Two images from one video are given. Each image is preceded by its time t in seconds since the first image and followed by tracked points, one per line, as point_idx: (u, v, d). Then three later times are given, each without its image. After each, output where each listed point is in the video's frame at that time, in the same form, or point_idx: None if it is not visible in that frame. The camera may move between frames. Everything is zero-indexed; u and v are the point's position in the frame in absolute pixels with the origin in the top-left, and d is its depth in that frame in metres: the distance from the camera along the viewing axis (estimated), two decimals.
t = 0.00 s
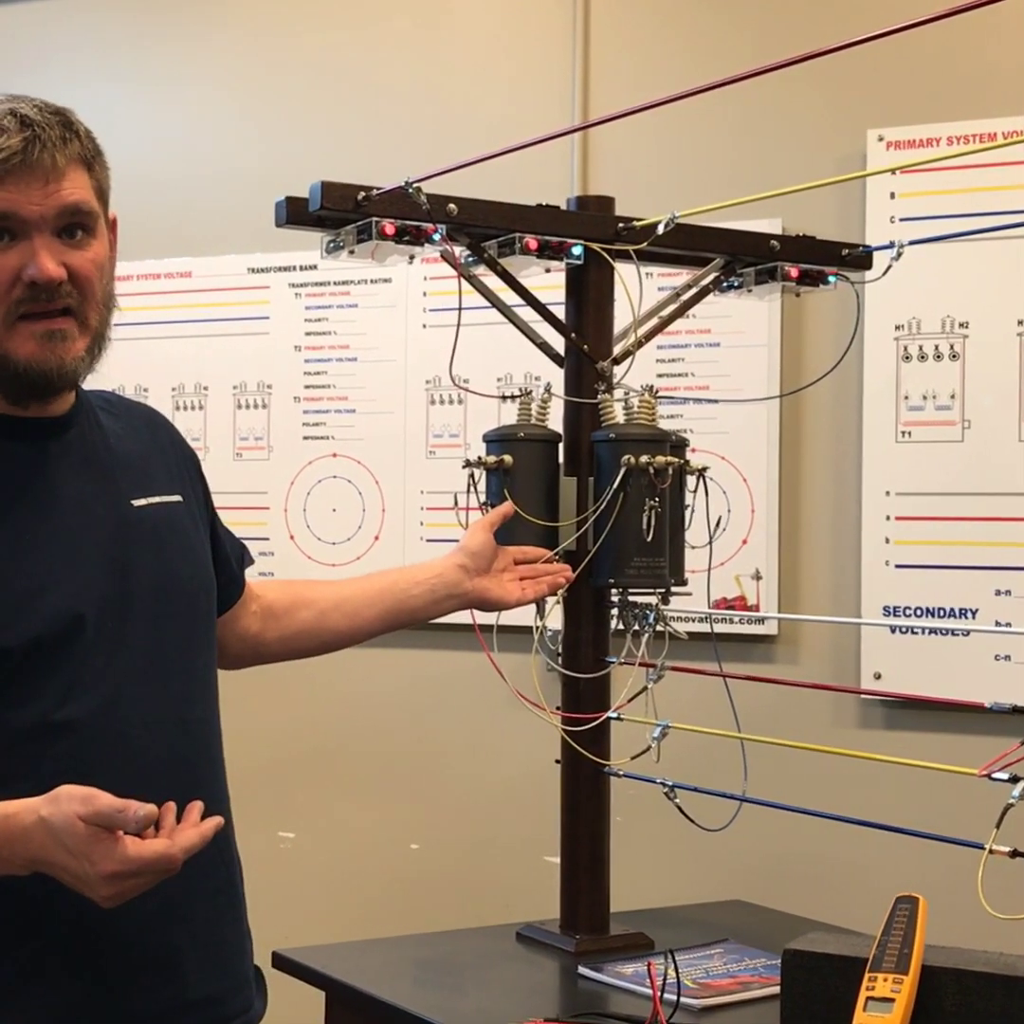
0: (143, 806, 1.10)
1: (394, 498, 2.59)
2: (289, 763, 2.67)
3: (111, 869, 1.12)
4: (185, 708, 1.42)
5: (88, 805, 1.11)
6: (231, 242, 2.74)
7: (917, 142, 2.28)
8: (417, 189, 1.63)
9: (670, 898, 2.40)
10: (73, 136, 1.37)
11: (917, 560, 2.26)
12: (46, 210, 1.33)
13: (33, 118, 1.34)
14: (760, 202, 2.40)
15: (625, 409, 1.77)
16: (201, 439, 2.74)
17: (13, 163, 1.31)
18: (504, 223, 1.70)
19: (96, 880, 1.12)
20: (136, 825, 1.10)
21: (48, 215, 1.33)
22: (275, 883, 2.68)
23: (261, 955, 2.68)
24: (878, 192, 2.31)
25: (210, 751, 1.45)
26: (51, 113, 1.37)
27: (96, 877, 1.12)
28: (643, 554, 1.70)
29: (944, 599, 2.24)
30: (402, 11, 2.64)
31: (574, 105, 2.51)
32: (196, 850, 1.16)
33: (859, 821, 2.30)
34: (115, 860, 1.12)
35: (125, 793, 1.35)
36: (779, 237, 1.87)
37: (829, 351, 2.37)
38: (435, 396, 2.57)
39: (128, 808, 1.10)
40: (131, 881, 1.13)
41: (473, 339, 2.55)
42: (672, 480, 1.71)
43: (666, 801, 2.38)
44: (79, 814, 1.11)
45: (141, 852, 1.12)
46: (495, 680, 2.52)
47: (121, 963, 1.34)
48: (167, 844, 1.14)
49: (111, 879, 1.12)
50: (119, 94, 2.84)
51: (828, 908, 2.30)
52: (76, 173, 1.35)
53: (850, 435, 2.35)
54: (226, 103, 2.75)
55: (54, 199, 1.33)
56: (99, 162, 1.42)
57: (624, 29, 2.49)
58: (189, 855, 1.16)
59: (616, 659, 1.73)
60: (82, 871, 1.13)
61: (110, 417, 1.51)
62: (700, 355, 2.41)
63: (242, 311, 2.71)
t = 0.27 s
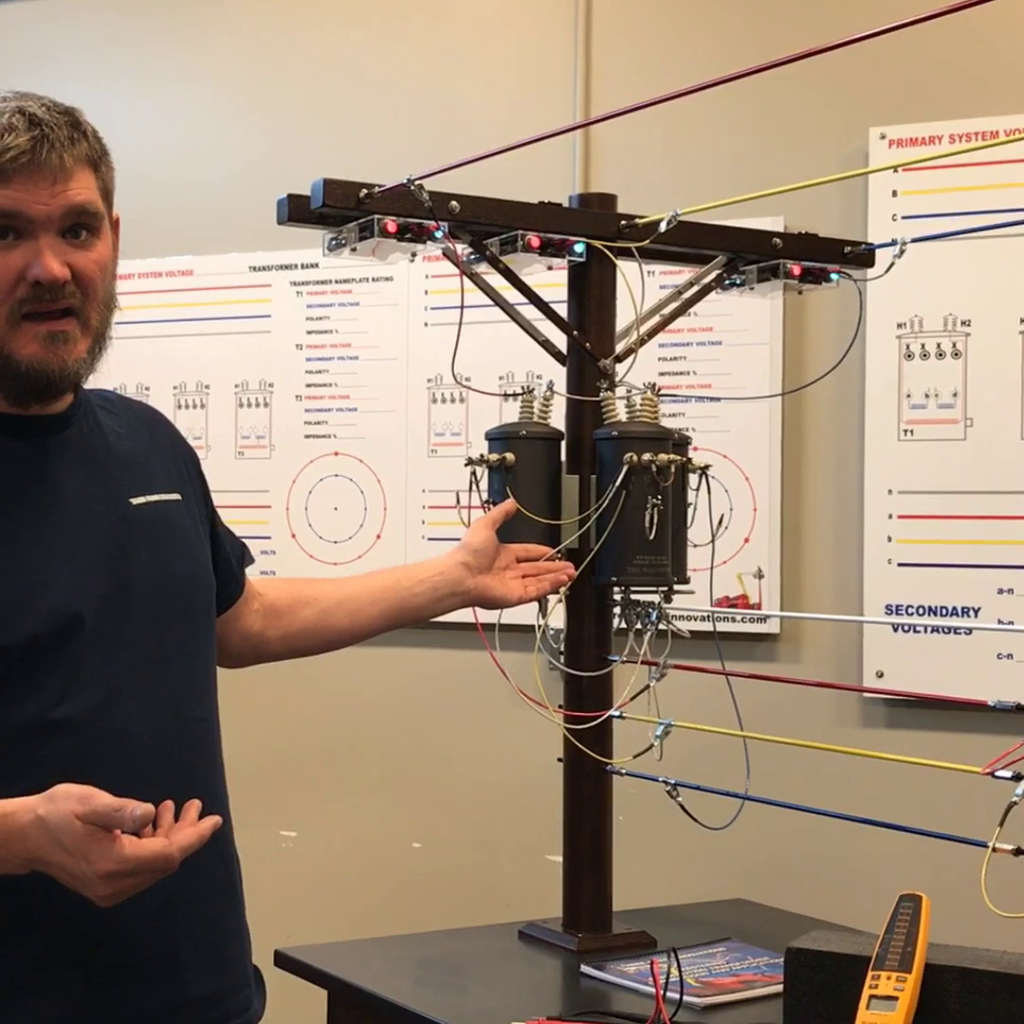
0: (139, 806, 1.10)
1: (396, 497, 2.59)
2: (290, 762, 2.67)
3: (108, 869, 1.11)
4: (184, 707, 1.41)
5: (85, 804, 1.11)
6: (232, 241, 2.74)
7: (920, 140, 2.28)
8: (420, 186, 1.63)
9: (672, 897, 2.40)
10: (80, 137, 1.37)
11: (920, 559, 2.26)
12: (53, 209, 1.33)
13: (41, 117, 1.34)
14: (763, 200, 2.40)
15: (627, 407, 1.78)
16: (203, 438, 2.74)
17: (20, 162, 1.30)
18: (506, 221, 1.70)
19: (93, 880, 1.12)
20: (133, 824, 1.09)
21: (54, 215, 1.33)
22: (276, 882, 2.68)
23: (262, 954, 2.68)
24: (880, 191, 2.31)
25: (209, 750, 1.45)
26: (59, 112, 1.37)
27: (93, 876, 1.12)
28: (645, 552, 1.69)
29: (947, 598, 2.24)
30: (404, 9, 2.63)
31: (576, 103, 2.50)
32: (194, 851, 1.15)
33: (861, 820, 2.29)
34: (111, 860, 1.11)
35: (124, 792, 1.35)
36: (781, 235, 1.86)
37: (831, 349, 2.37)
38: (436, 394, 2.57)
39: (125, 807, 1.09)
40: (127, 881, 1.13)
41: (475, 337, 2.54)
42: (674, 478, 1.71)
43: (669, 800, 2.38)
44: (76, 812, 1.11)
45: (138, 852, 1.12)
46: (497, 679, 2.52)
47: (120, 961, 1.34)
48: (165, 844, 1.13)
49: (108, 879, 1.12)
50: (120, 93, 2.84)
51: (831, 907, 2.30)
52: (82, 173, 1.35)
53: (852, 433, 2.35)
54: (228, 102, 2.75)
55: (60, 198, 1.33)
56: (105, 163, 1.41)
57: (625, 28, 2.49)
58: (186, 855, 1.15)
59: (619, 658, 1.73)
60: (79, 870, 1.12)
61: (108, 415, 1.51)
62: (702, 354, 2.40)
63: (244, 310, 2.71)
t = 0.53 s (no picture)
0: (137, 808, 1.09)
1: (397, 497, 2.59)
2: (291, 762, 2.67)
3: (105, 871, 1.11)
4: (183, 708, 1.41)
5: (83, 805, 1.11)
6: (233, 241, 2.74)
7: (921, 139, 2.28)
8: (421, 186, 1.63)
9: (674, 897, 2.40)
10: (83, 135, 1.37)
11: (922, 559, 2.25)
12: (57, 208, 1.33)
13: (44, 115, 1.33)
14: (764, 200, 2.40)
15: (629, 407, 1.77)
16: (204, 438, 2.74)
17: (24, 159, 1.30)
18: (507, 221, 1.69)
19: (91, 882, 1.12)
20: (131, 826, 1.09)
21: (58, 212, 1.33)
22: (277, 882, 2.67)
23: (264, 955, 2.68)
24: (882, 191, 2.30)
25: (207, 751, 1.45)
26: (61, 110, 1.37)
27: (90, 879, 1.12)
28: (646, 552, 1.69)
29: (948, 598, 2.24)
30: (405, 10, 2.63)
31: (577, 103, 2.50)
32: (192, 853, 1.15)
33: (862, 821, 2.29)
34: (109, 862, 1.11)
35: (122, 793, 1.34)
36: (783, 235, 1.87)
37: (833, 349, 2.37)
38: (437, 394, 2.56)
39: (122, 810, 1.09)
40: (125, 883, 1.12)
41: (476, 337, 2.54)
42: (675, 478, 1.71)
43: (670, 801, 2.37)
44: (74, 814, 1.11)
45: (136, 854, 1.11)
46: (498, 679, 2.52)
47: (119, 962, 1.33)
48: (163, 846, 1.13)
49: (107, 881, 1.12)
50: (120, 93, 2.83)
51: (832, 907, 2.30)
52: (86, 172, 1.35)
53: (853, 433, 2.34)
54: (228, 102, 2.75)
55: (64, 196, 1.33)
56: (106, 162, 1.41)
57: (626, 28, 2.49)
58: (184, 858, 1.15)
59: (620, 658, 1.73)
60: (77, 872, 1.12)
61: (107, 416, 1.51)
62: (703, 354, 2.40)
63: (245, 310, 2.71)
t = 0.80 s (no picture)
0: (137, 810, 1.09)
1: (398, 498, 2.59)
2: (292, 763, 2.67)
3: (105, 873, 1.11)
4: (182, 708, 1.42)
5: (83, 807, 1.11)
6: (233, 241, 2.74)
7: (922, 140, 2.28)
8: (422, 187, 1.63)
9: (675, 897, 2.40)
10: (88, 135, 1.37)
11: (923, 560, 2.25)
12: (62, 208, 1.33)
13: (49, 116, 1.34)
14: (765, 201, 2.40)
15: (629, 408, 1.77)
16: (205, 438, 2.74)
17: (30, 158, 1.30)
18: (508, 221, 1.70)
19: (91, 884, 1.12)
20: (130, 828, 1.09)
21: (63, 212, 1.33)
22: (278, 882, 2.68)
23: (265, 955, 2.68)
24: (883, 191, 2.30)
25: (207, 752, 1.45)
26: (66, 111, 1.37)
27: (90, 880, 1.12)
28: (647, 553, 1.69)
29: (949, 599, 2.24)
30: (406, 11, 2.63)
31: (578, 103, 2.50)
32: (191, 854, 1.15)
33: (863, 821, 2.29)
34: (109, 863, 1.11)
35: (122, 793, 1.35)
36: (784, 235, 1.87)
37: (833, 350, 2.37)
38: (438, 395, 2.57)
39: (122, 812, 1.09)
40: (126, 886, 1.12)
41: (476, 338, 2.54)
42: (676, 479, 1.71)
43: (671, 801, 2.37)
44: (74, 816, 1.11)
45: (135, 856, 1.11)
46: (499, 680, 2.52)
47: (119, 964, 1.34)
48: (162, 847, 1.13)
49: (107, 883, 1.12)
50: (120, 94, 2.84)
51: (833, 908, 2.30)
52: (90, 173, 1.36)
53: (854, 434, 2.34)
54: (229, 102, 2.75)
55: (69, 196, 1.33)
56: (110, 162, 1.42)
57: (627, 29, 2.49)
58: (183, 860, 1.15)
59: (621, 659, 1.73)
60: (76, 874, 1.12)
61: (106, 416, 1.51)
62: (704, 354, 2.40)
63: (246, 310, 2.71)
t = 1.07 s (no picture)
0: (139, 802, 1.09)
1: (399, 498, 2.59)
2: (293, 763, 2.67)
3: (106, 866, 1.11)
4: (181, 706, 1.42)
5: (85, 799, 1.11)
6: (234, 242, 2.74)
7: (923, 141, 2.28)
8: (422, 188, 1.63)
9: (676, 898, 2.40)
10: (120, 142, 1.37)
11: (924, 561, 2.26)
12: (101, 208, 1.31)
13: (88, 120, 1.33)
14: (765, 202, 2.40)
15: (630, 409, 1.77)
16: (206, 438, 2.74)
17: (68, 155, 1.29)
18: (509, 222, 1.70)
19: (92, 877, 1.12)
20: (132, 820, 1.09)
21: (98, 210, 1.31)
22: (279, 883, 2.68)
23: (266, 955, 2.68)
24: (884, 192, 2.31)
25: (205, 749, 1.46)
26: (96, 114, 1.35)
27: (91, 873, 1.12)
28: (648, 554, 1.69)
29: (950, 599, 2.24)
30: (406, 12, 2.64)
31: (579, 104, 2.51)
32: (192, 847, 1.15)
33: (864, 822, 2.29)
34: (110, 856, 1.11)
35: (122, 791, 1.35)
36: (784, 236, 1.87)
37: (834, 350, 2.37)
38: (439, 396, 2.57)
39: (124, 804, 1.09)
40: (127, 878, 1.13)
41: (477, 338, 2.54)
42: (677, 480, 1.71)
43: (672, 802, 2.37)
44: (75, 808, 1.11)
45: (136, 849, 1.12)
46: (500, 680, 2.52)
47: (118, 963, 1.34)
48: (164, 840, 1.13)
49: (109, 875, 1.12)
50: (121, 94, 2.84)
51: (834, 908, 2.30)
52: (121, 178, 1.35)
53: (855, 434, 2.34)
54: (230, 103, 2.75)
55: (105, 195, 1.32)
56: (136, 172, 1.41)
57: (628, 30, 2.49)
58: (184, 852, 1.15)
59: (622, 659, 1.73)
60: (77, 867, 1.12)
61: (103, 416, 1.51)
62: (704, 355, 2.40)
63: (247, 311, 2.71)
